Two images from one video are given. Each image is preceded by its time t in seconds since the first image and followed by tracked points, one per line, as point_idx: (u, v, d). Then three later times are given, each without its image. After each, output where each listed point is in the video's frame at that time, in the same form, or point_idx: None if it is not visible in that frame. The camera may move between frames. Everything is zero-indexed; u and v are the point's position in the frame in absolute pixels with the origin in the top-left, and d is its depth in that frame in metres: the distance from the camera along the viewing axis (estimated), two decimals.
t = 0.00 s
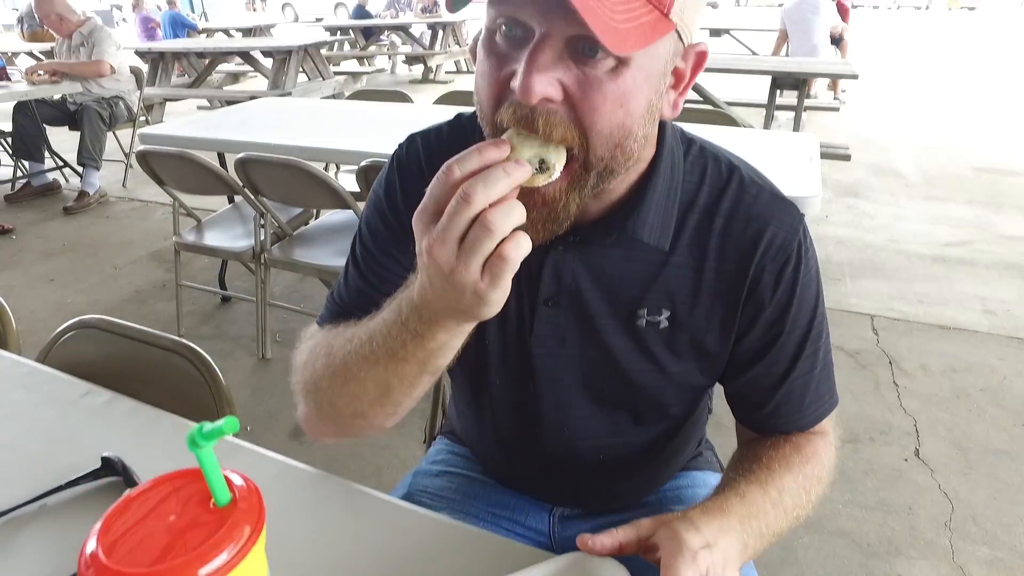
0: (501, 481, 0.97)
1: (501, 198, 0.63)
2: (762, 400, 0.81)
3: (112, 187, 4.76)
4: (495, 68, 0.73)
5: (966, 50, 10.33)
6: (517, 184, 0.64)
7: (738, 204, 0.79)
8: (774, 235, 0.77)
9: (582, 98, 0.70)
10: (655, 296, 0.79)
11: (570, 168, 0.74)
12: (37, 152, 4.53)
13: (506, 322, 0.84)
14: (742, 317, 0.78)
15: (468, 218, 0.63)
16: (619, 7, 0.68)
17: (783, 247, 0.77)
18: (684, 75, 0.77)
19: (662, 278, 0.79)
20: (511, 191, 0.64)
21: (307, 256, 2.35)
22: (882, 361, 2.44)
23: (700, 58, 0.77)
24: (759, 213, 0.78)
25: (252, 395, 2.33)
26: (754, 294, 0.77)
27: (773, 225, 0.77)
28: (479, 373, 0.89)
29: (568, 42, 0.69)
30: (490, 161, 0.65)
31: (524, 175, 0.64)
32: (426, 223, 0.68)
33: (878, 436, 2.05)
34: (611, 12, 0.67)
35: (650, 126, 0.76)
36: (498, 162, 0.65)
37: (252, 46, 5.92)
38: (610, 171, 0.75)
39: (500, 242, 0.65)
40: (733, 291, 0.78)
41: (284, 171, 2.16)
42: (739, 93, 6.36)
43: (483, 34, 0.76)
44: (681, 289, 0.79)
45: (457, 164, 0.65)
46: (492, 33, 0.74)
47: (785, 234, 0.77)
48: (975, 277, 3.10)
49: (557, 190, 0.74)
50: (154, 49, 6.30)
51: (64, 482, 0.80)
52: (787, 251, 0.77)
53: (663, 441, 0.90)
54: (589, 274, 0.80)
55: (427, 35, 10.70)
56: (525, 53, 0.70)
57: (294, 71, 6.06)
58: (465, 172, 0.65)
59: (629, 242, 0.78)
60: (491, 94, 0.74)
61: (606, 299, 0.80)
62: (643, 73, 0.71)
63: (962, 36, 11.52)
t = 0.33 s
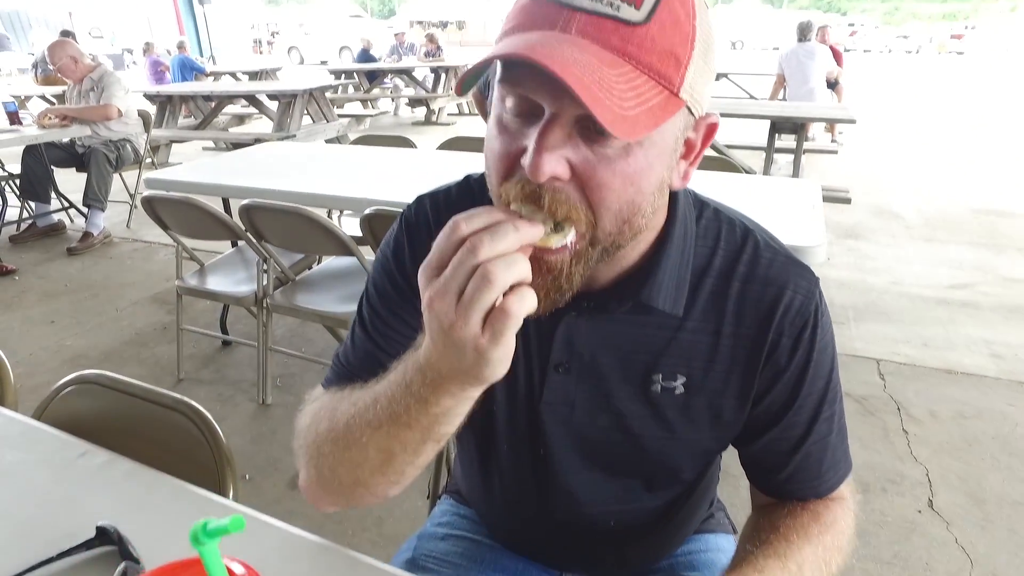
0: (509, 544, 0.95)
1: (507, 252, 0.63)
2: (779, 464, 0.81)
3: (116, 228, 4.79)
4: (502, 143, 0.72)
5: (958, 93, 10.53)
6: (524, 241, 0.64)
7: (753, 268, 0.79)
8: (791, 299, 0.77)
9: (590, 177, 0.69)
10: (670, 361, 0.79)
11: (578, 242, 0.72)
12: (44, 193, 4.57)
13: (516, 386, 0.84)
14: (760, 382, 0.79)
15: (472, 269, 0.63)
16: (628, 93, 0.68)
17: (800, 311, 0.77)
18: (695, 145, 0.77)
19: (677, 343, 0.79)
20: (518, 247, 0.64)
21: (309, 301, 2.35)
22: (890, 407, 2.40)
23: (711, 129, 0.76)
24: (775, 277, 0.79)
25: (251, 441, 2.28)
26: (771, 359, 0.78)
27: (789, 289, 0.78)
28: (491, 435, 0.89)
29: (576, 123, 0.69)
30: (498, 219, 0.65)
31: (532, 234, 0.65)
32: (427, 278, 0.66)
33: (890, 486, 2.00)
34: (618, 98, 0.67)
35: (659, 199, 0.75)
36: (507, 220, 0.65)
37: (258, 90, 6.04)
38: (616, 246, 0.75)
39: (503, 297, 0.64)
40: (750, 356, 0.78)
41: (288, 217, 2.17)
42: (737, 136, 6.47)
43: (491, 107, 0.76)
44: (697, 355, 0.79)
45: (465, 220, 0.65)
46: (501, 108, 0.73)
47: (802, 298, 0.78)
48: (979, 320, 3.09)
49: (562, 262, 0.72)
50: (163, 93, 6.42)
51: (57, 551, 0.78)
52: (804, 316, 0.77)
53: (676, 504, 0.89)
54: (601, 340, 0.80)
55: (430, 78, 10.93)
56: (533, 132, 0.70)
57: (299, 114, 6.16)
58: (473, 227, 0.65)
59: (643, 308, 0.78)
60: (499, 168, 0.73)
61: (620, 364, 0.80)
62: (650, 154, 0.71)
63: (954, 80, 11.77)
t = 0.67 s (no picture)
0: None
1: (506, 301, 0.63)
2: (798, 508, 0.80)
3: (119, 256, 4.80)
4: (507, 201, 0.72)
5: (954, 123, 10.64)
6: (523, 289, 0.64)
7: (769, 309, 0.79)
8: (809, 340, 0.77)
9: (599, 235, 0.68)
10: (685, 406, 0.78)
11: (585, 291, 0.70)
12: (49, 222, 4.59)
13: (527, 431, 0.83)
14: (778, 425, 0.78)
15: (467, 316, 0.63)
16: (632, 162, 0.68)
17: (818, 354, 0.77)
18: (709, 189, 0.76)
19: (692, 387, 0.78)
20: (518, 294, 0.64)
21: (312, 333, 2.34)
22: (899, 440, 2.36)
23: (726, 173, 0.76)
24: (792, 319, 0.78)
25: (251, 475, 2.25)
26: (789, 401, 0.77)
27: (806, 331, 0.77)
28: (501, 477, 0.88)
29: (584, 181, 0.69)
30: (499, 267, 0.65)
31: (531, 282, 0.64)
32: (426, 326, 0.67)
33: (903, 522, 1.96)
34: (622, 161, 0.68)
35: (671, 247, 0.74)
36: (508, 267, 0.65)
37: (263, 120, 6.11)
38: (629, 296, 0.74)
39: (503, 347, 0.63)
40: (768, 399, 0.77)
41: (292, 249, 2.17)
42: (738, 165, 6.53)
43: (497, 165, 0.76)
44: (712, 398, 0.78)
45: (467, 266, 0.66)
46: (506, 168, 0.73)
47: (819, 340, 0.77)
48: (986, 350, 3.07)
49: (569, 305, 0.70)
50: (169, 122, 6.51)
51: None
52: (821, 358, 0.77)
53: (690, 548, 0.88)
54: (613, 385, 0.78)
55: (432, 108, 11.08)
56: (539, 193, 0.69)
57: (303, 144, 6.22)
58: (474, 274, 0.65)
59: (656, 352, 0.77)
60: (503, 223, 0.73)
61: (634, 409, 0.78)
62: (659, 210, 0.70)
63: (950, 110, 11.92)
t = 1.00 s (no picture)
0: None
1: (497, 351, 0.61)
2: (803, 529, 0.80)
3: (121, 271, 4.82)
4: (501, 226, 0.72)
5: (953, 139, 10.71)
6: (510, 338, 0.61)
7: (772, 330, 0.79)
8: (812, 361, 0.77)
9: (591, 264, 0.68)
10: (687, 427, 0.78)
11: (576, 318, 0.70)
12: (53, 237, 4.62)
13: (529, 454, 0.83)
14: (781, 447, 0.78)
15: (460, 375, 0.61)
16: (622, 190, 0.69)
17: (821, 374, 0.76)
18: (708, 217, 0.77)
19: (694, 409, 0.78)
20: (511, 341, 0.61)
21: (314, 348, 2.34)
22: (903, 456, 2.35)
23: (723, 202, 0.76)
24: (795, 339, 0.78)
25: (251, 491, 2.23)
26: (792, 422, 0.77)
27: (809, 352, 0.77)
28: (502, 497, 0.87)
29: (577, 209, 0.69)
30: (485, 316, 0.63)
31: (516, 328, 0.61)
32: (425, 384, 0.65)
33: (908, 540, 1.94)
34: (611, 193, 0.68)
35: (666, 276, 0.74)
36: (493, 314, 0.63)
37: (266, 137, 6.16)
38: (622, 322, 0.73)
39: (503, 393, 0.62)
40: (771, 420, 0.77)
41: (293, 263, 2.18)
42: (738, 182, 6.57)
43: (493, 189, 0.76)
44: (715, 419, 0.78)
45: (451, 319, 0.63)
46: (501, 193, 0.74)
47: (822, 360, 0.77)
48: (989, 365, 3.06)
49: (562, 332, 0.69)
50: (173, 138, 6.56)
51: None
52: (825, 379, 0.77)
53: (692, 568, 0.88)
54: (615, 406, 0.78)
55: (434, 125, 11.17)
56: (532, 219, 0.69)
57: (306, 159, 6.26)
58: (457, 327, 0.63)
59: (658, 374, 0.77)
60: (499, 249, 0.73)
61: (636, 430, 0.78)
62: (652, 239, 0.70)
63: (950, 126, 12.00)
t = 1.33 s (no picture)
0: None
1: (478, 422, 0.56)
2: (801, 531, 0.80)
3: (123, 278, 4.83)
4: (500, 229, 0.73)
5: (953, 148, 10.75)
6: (490, 403, 0.56)
7: (771, 332, 0.79)
8: (811, 363, 0.77)
9: (587, 264, 0.68)
10: (686, 429, 0.78)
11: (571, 321, 0.69)
12: (54, 244, 4.64)
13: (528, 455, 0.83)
14: (779, 449, 0.78)
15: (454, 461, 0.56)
16: (619, 189, 0.69)
17: (820, 376, 0.77)
18: (706, 217, 0.77)
19: (693, 410, 0.78)
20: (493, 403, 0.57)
21: (314, 354, 2.33)
22: (905, 463, 2.34)
23: (718, 203, 0.77)
24: (793, 341, 0.78)
25: (250, 497, 2.22)
26: (792, 423, 0.77)
27: (808, 353, 0.77)
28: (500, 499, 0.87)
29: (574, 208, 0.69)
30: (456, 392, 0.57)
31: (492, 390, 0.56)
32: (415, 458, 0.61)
33: (910, 547, 1.93)
34: (607, 193, 0.69)
35: (664, 276, 0.74)
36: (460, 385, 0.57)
37: (268, 145, 6.19)
38: (617, 321, 0.73)
39: (497, 454, 0.56)
40: (772, 422, 0.77)
41: (293, 269, 2.18)
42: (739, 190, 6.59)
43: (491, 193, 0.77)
44: (714, 420, 0.78)
45: (417, 402, 0.58)
46: (498, 195, 0.75)
47: (821, 362, 0.77)
48: (991, 372, 3.05)
49: (556, 331, 0.69)
50: (176, 146, 6.60)
51: None
52: (824, 380, 0.77)
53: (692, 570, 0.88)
54: (613, 407, 0.78)
55: (436, 134, 11.25)
56: (529, 220, 0.70)
57: (308, 167, 6.29)
58: (428, 407, 0.58)
59: (656, 375, 0.77)
60: (498, 251, 0.73)
61: (635, 432, 0.78)
62: (648, 238, 0.70)
63: (950, 135, 12.04)
